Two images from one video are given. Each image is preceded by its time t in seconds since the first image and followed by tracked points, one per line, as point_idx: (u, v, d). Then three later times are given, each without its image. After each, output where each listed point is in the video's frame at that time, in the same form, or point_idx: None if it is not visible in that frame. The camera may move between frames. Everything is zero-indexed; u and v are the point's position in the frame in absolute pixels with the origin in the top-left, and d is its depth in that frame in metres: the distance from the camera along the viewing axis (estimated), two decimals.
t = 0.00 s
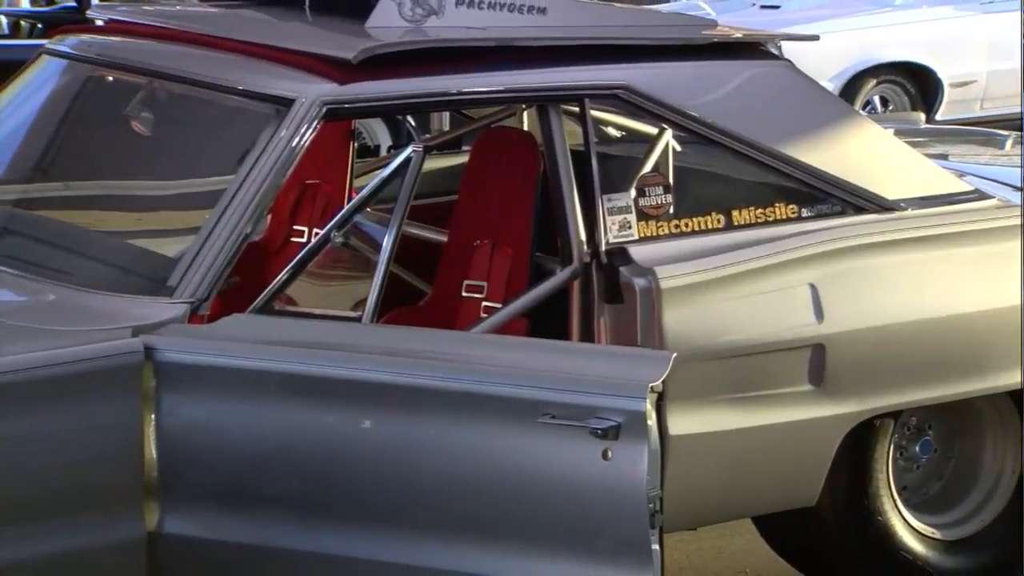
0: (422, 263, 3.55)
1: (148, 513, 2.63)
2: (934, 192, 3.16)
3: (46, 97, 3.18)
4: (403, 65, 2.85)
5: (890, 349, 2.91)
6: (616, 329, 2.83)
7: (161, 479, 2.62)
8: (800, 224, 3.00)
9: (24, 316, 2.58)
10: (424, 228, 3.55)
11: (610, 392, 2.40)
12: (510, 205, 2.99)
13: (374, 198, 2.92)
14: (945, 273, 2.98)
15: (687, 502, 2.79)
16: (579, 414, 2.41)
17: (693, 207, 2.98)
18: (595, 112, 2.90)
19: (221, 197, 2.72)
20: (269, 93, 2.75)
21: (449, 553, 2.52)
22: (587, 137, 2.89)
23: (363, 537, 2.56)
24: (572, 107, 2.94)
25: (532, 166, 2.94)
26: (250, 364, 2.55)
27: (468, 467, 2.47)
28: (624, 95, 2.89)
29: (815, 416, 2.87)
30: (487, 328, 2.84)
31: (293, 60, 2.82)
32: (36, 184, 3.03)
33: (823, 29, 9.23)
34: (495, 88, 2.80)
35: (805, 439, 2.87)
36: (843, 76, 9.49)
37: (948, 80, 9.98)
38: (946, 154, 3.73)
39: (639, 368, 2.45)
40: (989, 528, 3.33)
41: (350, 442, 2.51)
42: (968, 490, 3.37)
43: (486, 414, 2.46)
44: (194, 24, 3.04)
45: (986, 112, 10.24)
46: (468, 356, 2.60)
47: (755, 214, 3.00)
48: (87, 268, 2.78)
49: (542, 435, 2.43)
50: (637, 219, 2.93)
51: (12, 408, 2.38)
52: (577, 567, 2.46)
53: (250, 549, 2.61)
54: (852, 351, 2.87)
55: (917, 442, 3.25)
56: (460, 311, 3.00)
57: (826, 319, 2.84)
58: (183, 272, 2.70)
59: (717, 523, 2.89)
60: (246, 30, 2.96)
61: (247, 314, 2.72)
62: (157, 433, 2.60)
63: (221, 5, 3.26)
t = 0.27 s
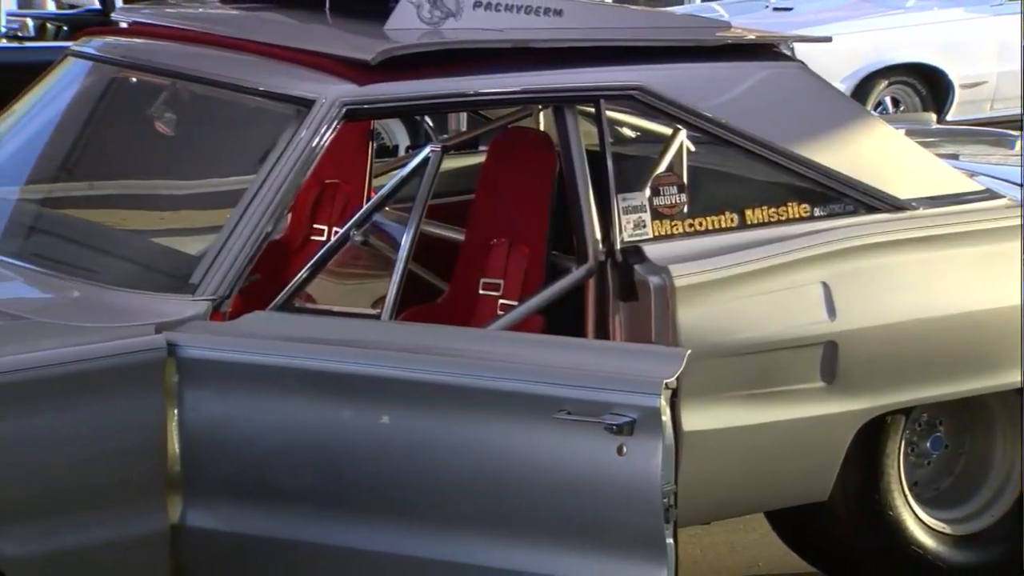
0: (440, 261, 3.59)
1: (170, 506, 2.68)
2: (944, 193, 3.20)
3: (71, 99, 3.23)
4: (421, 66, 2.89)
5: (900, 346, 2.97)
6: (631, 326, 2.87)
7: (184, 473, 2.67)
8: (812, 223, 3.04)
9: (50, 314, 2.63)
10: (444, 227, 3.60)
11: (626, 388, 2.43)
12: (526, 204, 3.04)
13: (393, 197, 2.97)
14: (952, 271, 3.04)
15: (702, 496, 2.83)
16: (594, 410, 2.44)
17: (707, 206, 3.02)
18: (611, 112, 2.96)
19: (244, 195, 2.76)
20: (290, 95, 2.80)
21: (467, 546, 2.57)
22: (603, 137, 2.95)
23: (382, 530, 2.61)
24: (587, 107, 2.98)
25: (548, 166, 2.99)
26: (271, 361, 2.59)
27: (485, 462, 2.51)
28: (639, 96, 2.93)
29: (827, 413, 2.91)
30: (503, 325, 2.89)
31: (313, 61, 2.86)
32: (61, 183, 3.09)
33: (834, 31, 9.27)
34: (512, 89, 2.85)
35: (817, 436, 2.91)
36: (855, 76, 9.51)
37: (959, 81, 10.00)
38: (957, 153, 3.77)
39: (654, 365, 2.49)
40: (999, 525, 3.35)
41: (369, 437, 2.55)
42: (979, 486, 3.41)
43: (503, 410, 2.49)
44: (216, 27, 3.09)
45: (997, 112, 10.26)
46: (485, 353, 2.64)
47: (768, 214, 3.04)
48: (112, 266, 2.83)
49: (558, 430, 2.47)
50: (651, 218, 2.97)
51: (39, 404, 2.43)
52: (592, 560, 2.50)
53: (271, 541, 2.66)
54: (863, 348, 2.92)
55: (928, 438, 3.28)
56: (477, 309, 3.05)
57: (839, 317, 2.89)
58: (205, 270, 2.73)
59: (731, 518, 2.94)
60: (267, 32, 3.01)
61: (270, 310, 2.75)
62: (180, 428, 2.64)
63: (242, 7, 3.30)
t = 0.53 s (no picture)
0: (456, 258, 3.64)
1: (193, 498, 2.73)
2: (957, 191, 3.24)
3: (96, 98, 3.28)
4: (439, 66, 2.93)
5: (912, 342, 3.01)
6: (647, 323, 2.92)
7: (206, 466, 2.72)
8: (826, 220, 3.08)
9: (77, 309, 2.68)
10: (462, 224, 3.65)
11: (642, 383, 2.48)
12: (543, 202, 3.09)
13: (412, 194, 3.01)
14: (964, 268, 3.08)
15: (716, 490, 2.87)
16: (609, 404, 2.49)
17: (721, 204, 3.06)
18: (626, 111, 2.99)
19: (266, 193, 2.81)
20: (311, 94, 2.85)
21: (484, 540, 2.60)
22: (619, 135, 2.98)
23: (400, 523, 2.65)
24: (603, 106, 3.03)
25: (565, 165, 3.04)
26: (292, 356, 2.63)
27: (503, 456, 2.55)
28: (655, 95, 2.98)
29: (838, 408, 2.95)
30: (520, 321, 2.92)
31: (334, 61, 2.91)
32: (87, 183, 3.14)
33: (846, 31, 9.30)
34: (528, 88, 2.89)
35: (829, 431, 2.95)
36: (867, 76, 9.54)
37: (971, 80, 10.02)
38: (969, 151, 3.80)
39: (669, 361, 2.53)
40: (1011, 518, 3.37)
41: (387, 431, 2.60)
42: (990, 479, 3.43)
43: (521, 404, 2.53)
44: (238, 27, 3.14)
45: (1008, 112, 10.28)
46: (504, 348, 2.69)
47: (782, 211, 3.08)
48: (136, 262, 2.88)
49: (574, 424, 2.51)
50: (666, 215, 3.02)
51: (67, 397, 2.48)
52: (608, 554, 2.54)
53: (291, 534, 2.70)
54: (875, 343, 2.96)
55: (940, 432, 3.31)
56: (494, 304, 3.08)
57: (852, 313, 2.93)
58: (227, 266, 2.78)
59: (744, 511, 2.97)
60: (289, 32, 3.06)
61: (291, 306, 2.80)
62: (203, 421, 2.69)
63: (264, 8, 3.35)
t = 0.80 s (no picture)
0: (477, 255, 3.68)
1: (219, 492, 2.77)
2: (973, 189, 3.29)
3: (123, 96, 3.34)
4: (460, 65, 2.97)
5: (927, 338, 3.05)
6: (664, 319, 2.94)
7: (231, 459, 2.76)
8: (842, 218, 3.12)
9: (105, 305, 2.73)
10: (483, 221, 3.69)
11: (661, 378, 2.50)
12: (563, 200, 3.13)
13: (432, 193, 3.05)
14: (979, 265, 3.12)
15: (734, 485, 2.90)
16: (629, 400, 2.51)
17: (739, 202, 3.10)
18: (645, 109, 3.04)
19: (289, 191, 2.85)
20: (334, 93, 2.89)
21: (505, 534, 2.63)
22: (638, 135, 3.02)
23: (422, 517, 2.67)
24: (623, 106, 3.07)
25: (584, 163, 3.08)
26: (316, 351, 2.66)
27: (523, 450, 2.58)
28: (673, 94, 3.03)
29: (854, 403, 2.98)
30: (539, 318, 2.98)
31: (357, 61, 2.95)
32: (114, 180, 3.21)
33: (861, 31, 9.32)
34: (548, 88, 2.93)
35: (845, 427, 2.99)
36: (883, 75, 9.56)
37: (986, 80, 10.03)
38: (985, 150, 3.83)
39: (687, 356, 2.56)
40: None
41: (409, 426, 2.63)
42: (1005, 474, 3.44)
43: (540, 399, 2.56)
44: (264, 27, 3.18)
45: None
46: (525, 343, 2.73)
47: (799, 209, 3.13)
48: (163, 258, 2.92)
49: (594, 418, 2.53)
50: (685, 213, 3.06)
51: (95, 391, 2.53)
52: (628, 548, 2.57)
53: (314, 528, 2.73)
54: (890, 340, 2.99)
55: (955, 428, 3.35)
56: (514, 301, 3.15)
57: (868, 310, 2.97)
58: (252, 263, 2.82)
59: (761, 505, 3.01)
60: (313, 32, 3.11)
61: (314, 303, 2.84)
62: (227, 415, 2.73)
63: (289, 8, 3.40)
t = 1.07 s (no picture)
0: (496, 253, 3.72)
1: (241, 487, 2.81)
2: (988, 188, 3.32)
3: (148, 97, 3.38)
4: (479, 65, 3.01)
5: (940, 336, 3.07)
6: (681, 318, 2.99)
7: (252, 455, 2.79)
8: (857, 217, 3.16)
9: (129, 302, 2.77)
10: (502, 220, 3.74)
11: (677, 376, 2.53)
12: (581, 199, 3.18)
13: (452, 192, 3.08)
14: (992, 264, 3.15)
15: (749, 481, 2.93)
16: (646, 397, 2.55)
17: (755, 201, 3.14)
18: (662, 109, 3.07)
19: (311, 190, 2.89)
20: (355, 94, 2.92)
21: (524, 528, 2.66)
22: (655, 134, 3.06)
23: (441, 512, 2.70)
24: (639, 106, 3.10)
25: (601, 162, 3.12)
26: (338, 348, 2.69)
27: (539, 445, 2.61)
28: (690, 95, 3.06)
29: (870, 401, 3.01)
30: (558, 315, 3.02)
31: (378, 61, 2.99)
32: (139, 179, 3.25)
33: (875, 31, 9.32)
34: (565, 88, 2.96)
35: (859, 423, 3.01)
36: (897, 75, 9.58)
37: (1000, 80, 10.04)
38: (998, 150, 3.86)
39: (704, 354, 2.59)
40: None
41: (428, 422, 2.66)
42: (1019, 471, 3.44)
43: (559, 396, 2.59)
44: (285, 29, 3.22)
45: None
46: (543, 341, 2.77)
47: (814, 208, 3.16)
48: (188, 256, 2.96)
49: (610, 416, 2.57)
50: (701, 212, 3.10)
51: (120, 387, 2.57)
52: (644, 542, 2.60)
53: (335, 522, 2.76)
54: (905, 338, 3.02)
55: (969, 425, 3.37)
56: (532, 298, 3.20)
57: (883, 308, 3.00)
58: (274, 260, 2.86)
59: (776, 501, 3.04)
60: (335, 33, 3.15)
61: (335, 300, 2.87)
62: (249, 411, 2.76)
63: (310, 10, 3.44)
